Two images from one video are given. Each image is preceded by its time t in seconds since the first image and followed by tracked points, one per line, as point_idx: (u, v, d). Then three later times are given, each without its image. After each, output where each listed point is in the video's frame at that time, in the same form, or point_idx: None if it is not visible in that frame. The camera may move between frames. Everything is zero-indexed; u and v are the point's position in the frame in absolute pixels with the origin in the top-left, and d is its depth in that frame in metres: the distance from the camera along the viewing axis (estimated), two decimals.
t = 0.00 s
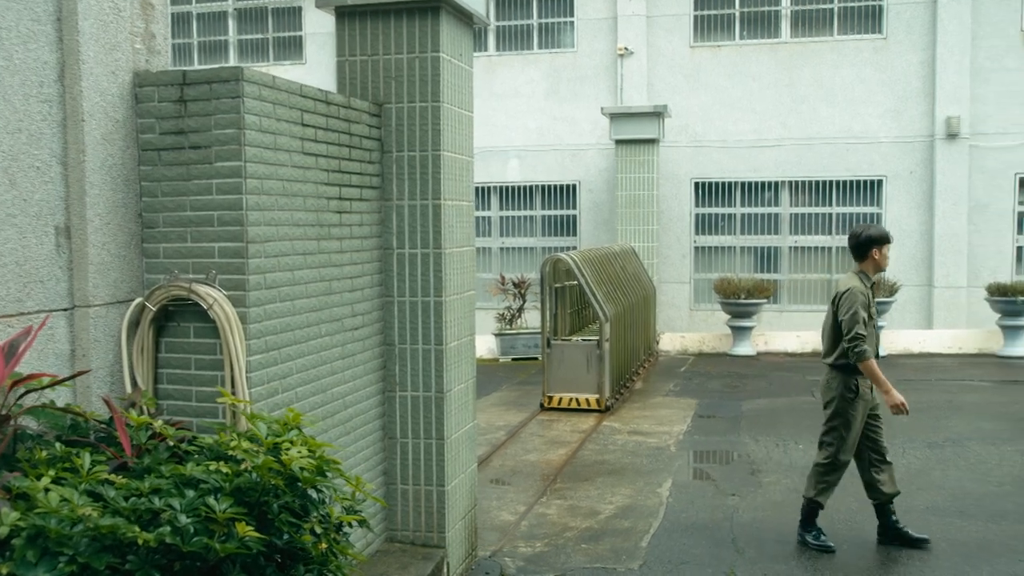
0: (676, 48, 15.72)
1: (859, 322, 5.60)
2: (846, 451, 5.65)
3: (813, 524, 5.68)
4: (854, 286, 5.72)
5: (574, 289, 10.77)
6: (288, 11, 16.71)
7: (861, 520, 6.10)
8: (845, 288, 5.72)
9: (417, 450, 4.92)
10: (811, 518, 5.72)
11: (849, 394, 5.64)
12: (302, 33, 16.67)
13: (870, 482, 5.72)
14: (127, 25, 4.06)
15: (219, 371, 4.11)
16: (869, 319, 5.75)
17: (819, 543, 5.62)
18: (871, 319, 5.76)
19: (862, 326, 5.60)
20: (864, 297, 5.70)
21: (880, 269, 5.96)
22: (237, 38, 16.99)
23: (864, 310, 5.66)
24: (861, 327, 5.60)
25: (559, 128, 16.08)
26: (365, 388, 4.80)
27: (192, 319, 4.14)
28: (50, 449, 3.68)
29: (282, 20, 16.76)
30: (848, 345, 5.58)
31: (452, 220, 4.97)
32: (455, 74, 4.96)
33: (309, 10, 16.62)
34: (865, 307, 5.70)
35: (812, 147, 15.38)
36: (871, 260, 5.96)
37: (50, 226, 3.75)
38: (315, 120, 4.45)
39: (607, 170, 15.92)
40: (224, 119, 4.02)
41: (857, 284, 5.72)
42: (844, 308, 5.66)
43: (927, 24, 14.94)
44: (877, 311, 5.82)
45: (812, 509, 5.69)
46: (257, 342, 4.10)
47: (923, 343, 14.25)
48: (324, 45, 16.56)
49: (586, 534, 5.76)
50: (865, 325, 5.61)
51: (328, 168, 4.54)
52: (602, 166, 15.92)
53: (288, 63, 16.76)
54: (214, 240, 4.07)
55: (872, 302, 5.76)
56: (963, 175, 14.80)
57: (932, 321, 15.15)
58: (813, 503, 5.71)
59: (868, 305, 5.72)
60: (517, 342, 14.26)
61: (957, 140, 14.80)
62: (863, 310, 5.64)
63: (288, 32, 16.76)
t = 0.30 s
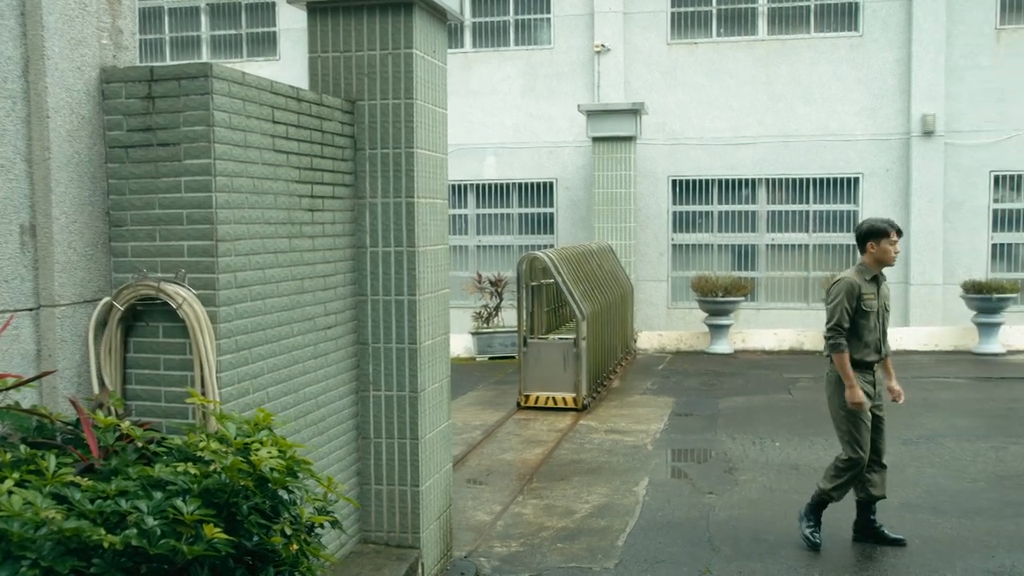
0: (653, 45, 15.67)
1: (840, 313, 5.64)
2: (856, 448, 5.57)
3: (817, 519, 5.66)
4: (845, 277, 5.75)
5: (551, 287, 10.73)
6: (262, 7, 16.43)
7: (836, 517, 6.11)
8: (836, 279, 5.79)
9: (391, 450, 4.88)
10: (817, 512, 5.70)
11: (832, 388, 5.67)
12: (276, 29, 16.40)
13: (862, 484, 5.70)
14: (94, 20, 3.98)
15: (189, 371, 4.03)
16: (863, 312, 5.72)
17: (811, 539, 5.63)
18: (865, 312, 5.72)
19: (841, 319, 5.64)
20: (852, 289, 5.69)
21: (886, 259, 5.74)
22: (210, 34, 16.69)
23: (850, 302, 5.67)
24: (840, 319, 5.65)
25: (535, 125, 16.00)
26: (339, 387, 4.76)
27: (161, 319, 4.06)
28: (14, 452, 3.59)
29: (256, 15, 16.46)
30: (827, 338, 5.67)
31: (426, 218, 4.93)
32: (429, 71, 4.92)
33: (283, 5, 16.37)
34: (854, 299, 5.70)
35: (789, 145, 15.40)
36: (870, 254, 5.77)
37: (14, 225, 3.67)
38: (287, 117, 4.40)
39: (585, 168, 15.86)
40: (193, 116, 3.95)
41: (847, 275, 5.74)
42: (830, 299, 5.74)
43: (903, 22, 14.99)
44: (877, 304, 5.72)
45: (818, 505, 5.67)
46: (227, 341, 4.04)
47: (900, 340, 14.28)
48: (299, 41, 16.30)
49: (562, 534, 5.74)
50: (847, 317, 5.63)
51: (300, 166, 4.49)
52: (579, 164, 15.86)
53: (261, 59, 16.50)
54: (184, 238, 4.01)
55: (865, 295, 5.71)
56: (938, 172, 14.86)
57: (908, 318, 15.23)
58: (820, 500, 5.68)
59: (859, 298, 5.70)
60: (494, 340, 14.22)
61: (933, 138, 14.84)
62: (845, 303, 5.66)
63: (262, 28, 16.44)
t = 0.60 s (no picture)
0: (628, 44, 15.68)
1: (803, 314, 5.72)
2: (824, 448, 5.65)
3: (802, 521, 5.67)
4: (818, 277, 5.79)
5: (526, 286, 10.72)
6: (235, 4, 16.31)
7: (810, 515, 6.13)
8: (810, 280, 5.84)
9: (365, 451, 4.86)
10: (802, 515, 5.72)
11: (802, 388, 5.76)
12: (249, 27, 16.27)
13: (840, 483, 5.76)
14: (60, 18, 3.93)
15: (159, 372, 3.97)
16: (835, 311, 5.71)
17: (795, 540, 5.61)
18: (838, 311, 5.70)
19: (806, 320, 5.73)
20: (819, 290, 5.73)
21: (857, 257, 5.66)
22: (183, 32, 16.54)
23: (816, 302, 5.71)
24: (804, 320, 5.73)
25: (511, 124, 15.97)
26: (312, 388, 4.73)
27: (130, 319, 3.99)
28: None
29: (229, 12, 16.35)
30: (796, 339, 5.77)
31: (400, 217, 4.91)
32: (402, 70, 4.90)
33: (257, 3, 16.25)
34: (822, 300, 5.72)
35: (764, 144, 15.45)
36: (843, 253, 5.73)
37: None
38: (258, 116, 4.37)
39: (560, 167, 15.85)
40: (162, 114, 3.89)
41: (819, 275, 5.78)
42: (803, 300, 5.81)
43: (877, 22, 15.07)
44: (849, 303, 5.67)
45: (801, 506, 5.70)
46: (198, 342, 4.00)
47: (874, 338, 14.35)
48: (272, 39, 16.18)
49: (537, 533, 5.73)
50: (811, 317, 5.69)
51: (272, 165, 4.46)
52: (555, 163, 15.86)
53: (235, 57, 16.38)
54: (153, 238, 3.95)
55: (834, 295, 5.70)
56: (911, 172, 14.95)
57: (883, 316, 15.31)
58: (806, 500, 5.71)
59: (828, 298, 5.71)
60: (470, 340, 14.20)
61: (906, 137, 14.93)
62: (811, 303, 5.72)
63: (236, 26, 16.34)
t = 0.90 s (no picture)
0: (610, 42, 15.68)
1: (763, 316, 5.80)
2: (789, 448, 5.70)
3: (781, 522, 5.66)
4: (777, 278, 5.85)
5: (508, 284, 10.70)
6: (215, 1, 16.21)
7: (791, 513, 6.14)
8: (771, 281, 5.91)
9: (345, 450, 4.84)
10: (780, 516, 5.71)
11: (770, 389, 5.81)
12: (229, 24, 16.18)
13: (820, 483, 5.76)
14: (34, 13, 3.89)
15: (136, 371, 3.93)
16: (796, 311, 5.75)
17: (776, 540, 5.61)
18: (799, 311, 5.75)
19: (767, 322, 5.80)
20: (778, 291, 5.79)
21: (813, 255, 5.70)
22: (162, 28, 16.44)
23: (775, 303, 5.78)
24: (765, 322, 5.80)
25: (493, 121, 15.94)
26: (291, 388, 4.70)
27: (107, 318, 3.95)
28: None
29: (209, 9, 16.26)
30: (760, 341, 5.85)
31: (380, 215, 4.88)
32: (382, 67, 4.88)
33: None
34: (781, 300, 5.78)
35: (746, 142, 15.46)
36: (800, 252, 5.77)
37: None
38: (236, 113, 4.34)
39: (543, 165, 15.84)
40: (138, 111, 3.86)
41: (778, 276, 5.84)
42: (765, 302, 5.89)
43: (858, 20, 15.13)
44: (808, 302, 5.71)
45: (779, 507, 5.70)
46: (175, 341, 3.96)
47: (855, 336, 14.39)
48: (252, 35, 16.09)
49: (519, 532, 5.72)
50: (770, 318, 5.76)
51: (250, 162, 4.43)
52: (537, 161, 15.84)
53: (214, 54, 16.29)
54: (130, 237, 3.91)
55: (793, 295, 5.75)
56: (892, 169, 15.01)
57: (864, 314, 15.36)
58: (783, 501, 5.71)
59: (787, 298, 5.76)
60: (452, 338, 14.16)
61: (887, 135, 14.98)
62: (770, 305, 5.79)
63: (214, 22, 16.25)
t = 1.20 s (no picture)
0: (594, 37, 15.66)
1: (724, 315, 5.87)
2: (761, 445, 5.71)
3: (762, 519, 5.64)
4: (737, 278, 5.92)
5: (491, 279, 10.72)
6: None
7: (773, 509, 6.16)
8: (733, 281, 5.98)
9: (326, 447, 4.82)
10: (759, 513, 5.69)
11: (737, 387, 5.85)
12: (210, 17, 16.08)
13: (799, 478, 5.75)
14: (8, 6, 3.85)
15: (115, 369, 3.88)
16: (756, 309, 5.80)
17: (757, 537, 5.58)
18: (759, 309, 5.79)
19: (728, 321, 5.86)
20: (736, 290, 5.86)
21: (767, 251, 5.73)
22: (142, 22, 16.33)
23: (735, 302, 5.85)
24: (727, 322, 5.86)
25: (477, 117, 15.92)
26: (272, 384, 4.68)
27: (84, 315, 3.90)
28: None
29: (190, 2, 16.16)
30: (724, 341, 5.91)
31: (361, 210, 4.86)
32: (363, 61, 4.85)
33: None
34: (740, 299, 5.85)
35: (730, 138, 15.47)
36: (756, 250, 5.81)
37: None
38: (215, 107, 4.30)
39: (526, 160, 15.82)
40: (115, 106, 3.81)
41: (738, 276, 5.91)
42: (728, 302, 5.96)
43: (841, 15, 15.16)
44: (766, 299, 5.76)
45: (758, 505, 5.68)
46: (154, 337, 3.92)
47: (838, 331, 14.42)
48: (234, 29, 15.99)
49: (501, 528, 5.71)
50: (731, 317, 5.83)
51: (229, 158, 4.40)
52: (520, 156, 15.82)
53: (195, 47, 16.19)
54: (107, 232, 3.87)
55: (751, 292, 5.81)
56: (875, 165, 15.06)
57: (847, 309, 15.39)
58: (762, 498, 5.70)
59: (747, 296, 5.82)
60: (436, 334, 14.13)
61: (870, 131, 15.04)
62: (730, 304, 5.86)
63: (195, 16, 16.15)
